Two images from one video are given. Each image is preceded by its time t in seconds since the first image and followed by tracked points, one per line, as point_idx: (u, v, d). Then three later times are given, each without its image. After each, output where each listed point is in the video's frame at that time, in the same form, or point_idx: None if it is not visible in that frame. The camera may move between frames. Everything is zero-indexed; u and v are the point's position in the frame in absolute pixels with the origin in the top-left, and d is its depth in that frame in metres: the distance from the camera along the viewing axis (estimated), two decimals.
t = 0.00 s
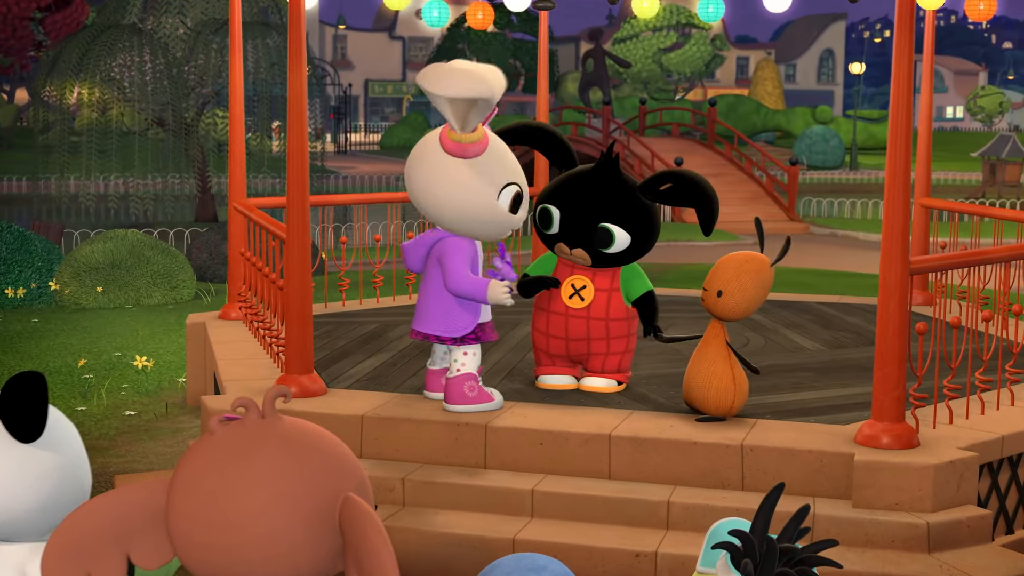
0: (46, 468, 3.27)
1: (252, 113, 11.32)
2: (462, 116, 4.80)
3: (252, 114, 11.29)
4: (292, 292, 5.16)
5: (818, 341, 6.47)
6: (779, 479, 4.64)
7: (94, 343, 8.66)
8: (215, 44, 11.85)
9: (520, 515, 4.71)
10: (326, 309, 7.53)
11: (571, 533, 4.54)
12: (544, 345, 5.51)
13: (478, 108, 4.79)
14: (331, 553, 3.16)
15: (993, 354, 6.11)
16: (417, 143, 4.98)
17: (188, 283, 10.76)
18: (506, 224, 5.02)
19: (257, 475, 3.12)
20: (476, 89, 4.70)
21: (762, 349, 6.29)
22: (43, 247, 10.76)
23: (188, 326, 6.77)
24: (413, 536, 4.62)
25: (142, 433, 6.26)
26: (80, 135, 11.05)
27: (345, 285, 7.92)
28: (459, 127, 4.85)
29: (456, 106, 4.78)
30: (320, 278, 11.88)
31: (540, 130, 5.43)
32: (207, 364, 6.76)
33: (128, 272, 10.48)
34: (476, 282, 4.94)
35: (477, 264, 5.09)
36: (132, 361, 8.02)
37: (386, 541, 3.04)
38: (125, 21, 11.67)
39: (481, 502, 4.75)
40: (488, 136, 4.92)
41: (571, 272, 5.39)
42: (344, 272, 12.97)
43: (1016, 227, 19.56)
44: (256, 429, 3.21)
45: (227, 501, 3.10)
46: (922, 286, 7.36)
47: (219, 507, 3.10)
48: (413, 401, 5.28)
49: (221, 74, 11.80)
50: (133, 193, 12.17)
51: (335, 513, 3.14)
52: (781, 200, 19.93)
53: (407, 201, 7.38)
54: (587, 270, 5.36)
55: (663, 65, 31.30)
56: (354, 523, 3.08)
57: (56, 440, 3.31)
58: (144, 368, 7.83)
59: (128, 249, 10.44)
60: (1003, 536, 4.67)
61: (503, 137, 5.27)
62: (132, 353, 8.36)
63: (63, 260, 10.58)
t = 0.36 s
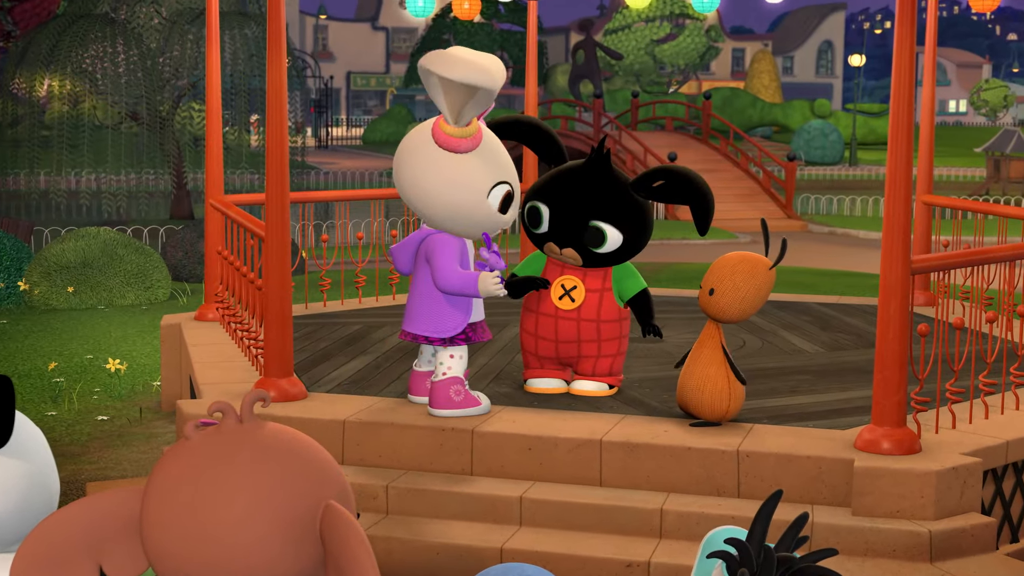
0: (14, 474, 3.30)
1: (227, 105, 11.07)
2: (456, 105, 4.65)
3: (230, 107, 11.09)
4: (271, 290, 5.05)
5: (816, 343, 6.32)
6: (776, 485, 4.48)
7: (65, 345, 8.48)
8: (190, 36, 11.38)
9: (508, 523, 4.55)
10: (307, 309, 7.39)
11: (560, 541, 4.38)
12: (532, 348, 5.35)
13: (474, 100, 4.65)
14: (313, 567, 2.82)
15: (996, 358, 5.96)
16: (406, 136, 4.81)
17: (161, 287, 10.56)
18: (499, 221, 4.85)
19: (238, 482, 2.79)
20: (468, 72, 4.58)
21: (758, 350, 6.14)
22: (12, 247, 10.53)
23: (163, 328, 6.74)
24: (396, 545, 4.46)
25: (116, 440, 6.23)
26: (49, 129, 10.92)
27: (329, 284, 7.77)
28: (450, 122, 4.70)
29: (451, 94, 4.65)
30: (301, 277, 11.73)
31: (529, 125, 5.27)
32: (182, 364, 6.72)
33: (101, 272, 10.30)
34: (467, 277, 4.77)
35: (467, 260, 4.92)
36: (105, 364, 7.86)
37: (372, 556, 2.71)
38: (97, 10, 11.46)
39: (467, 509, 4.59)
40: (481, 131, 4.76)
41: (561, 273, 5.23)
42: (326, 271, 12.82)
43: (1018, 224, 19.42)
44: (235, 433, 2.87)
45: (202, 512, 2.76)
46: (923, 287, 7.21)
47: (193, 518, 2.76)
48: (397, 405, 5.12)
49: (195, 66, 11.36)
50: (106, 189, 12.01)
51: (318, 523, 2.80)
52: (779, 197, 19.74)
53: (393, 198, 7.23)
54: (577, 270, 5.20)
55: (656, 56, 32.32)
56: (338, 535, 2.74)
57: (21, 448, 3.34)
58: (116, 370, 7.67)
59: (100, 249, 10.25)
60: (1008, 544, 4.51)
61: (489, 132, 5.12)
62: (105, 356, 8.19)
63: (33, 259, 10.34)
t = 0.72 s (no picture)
0: (6, 476, 3.33)
1: (222, 103, 11.03)
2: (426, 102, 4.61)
3: (224, 105, 11.06)
4: (265, 290, 5.01)
5: (815, 343, 6.29)
6: (776, 487, 4.44)
7: (58, 346, 8.43)
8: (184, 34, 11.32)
9: (504, 526, 4.51)
10: (302, 309, 7.35)
11: (559, 543, 4.34)
12: (529, 347, 5.31)
13: (446, 95, 4.58)
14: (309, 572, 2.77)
15: (995, 360, 5.94)
16: (386, 136, 4.78)
17: (155, 287, 10.50)
18: (488, 213, 4.83)
19: (232, 483, 2.74)
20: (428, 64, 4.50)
21: (757, 351, 6.10)
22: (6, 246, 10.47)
23: (157, 328, 6.67)
24: (393, 548, 4.42)
25: (110, 442, 6.18)
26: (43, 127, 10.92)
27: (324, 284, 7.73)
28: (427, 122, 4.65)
29: (421, 93, 4.59)
30: (296, 278, 11.68)
31: (526, 123, 5.24)
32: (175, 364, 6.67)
33: (95, 272, 10.25)
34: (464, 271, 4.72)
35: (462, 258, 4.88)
36: (98, 365, 7.80)
37: (367, 559, 2.67)
38: (91, 8, 11.46)
39: (463, 512, 4.55)
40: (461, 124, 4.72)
41: (559, 272, 5.20)
42: (321, 271, 12.76)
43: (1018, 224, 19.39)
44: (229, 434, 2.82)
45: (196, 513, 2.71)
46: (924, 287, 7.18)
47: (188, 520, 2.71)
48: (393, 405, 5.08)
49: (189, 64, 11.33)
50: (99, 188, 11.91)
51: (313, 525, 2.75)
52: (778, 195, 19.71)
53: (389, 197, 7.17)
54: (574, 269, 5.17)
55: (654, 54, 32.27)
56: (334, 537, 2.69)
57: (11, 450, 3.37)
58: (110, 371, 7.62)
59: (94, 249, 10.21)
60: (1008, 546, 4.48)
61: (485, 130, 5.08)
62: (97, 357, 8.14)
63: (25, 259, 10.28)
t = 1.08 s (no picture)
0: (7, 476, 3.28)
1: (222, 103, 11.02)
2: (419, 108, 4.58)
3: (225, 105, 11.08)
4: (265, 291, 5.01)
5: (815, 343, 6.29)
6: (777, 488, 4.43)
7: (58, 346, 8.43)
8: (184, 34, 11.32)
9: (505, 526, 4.51)
10: (302, 309, 7.35)
11: (559, 543, 4.34)
12: (527, 347, 5.32)
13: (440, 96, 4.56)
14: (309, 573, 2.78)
15: (994, 360, 5.94)
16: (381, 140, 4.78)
17: (154, 287, 10.49)
18: (486, 213, 4.83)
19: (232, 484, 2.74)
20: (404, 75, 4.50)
21: (757, 351, 6.10)
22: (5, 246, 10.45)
23: (157, 328, 6.68)
24: (393, 548, 4.42)
25: (110, 443, 6.18)
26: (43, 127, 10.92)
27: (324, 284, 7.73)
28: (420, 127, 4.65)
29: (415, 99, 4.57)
30: (295, 278, 11.68)
31: (524, 126, 5.24)
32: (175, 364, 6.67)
33: (94, 271, 10.25)
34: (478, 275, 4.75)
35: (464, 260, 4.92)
36: (98, 365, 7.80)
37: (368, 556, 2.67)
38: (91, 8, 11.46)
39: (463, 512, 4.55)
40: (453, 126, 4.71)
41: (553, 271, 5.21)
42: (321, 271, 12.77)
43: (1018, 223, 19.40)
44: (229, 434, 2.82)
45: (197, 513, 2.71)
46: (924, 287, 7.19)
47: (187, 520, 2.71)
48: (393, 405, 5.07)
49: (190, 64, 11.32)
50: (99, 188, 11.91)
51: (314, 524, 2.76)
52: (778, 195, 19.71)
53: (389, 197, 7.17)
54: (568, 269, 5.17)
55: (653, 54, 32.30)
56: (335, 537, 2.69)
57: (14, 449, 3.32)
58: (111, 371, 7.63)
59: (93, 248, 10.20)
60: (1008, 546, 4.48)
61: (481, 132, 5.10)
62: (98, 357, 8.13)
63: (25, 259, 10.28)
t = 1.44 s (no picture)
0: (10, 474, 3.27)
1: (222, 103, 11.02)
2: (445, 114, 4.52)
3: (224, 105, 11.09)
4: (265, 291, 5.01)
5: (815, 343, 6.29)
6: (776, 488, 4.43)
7: (58, 346, 8.43)
8: (183, 33, 11.32)
9: (505, 526, 4.51)
10: (303, 309, 7.35)
11: (560, 543, 4.34)
12: (524, 348, 5.33)
13: (471, 109, 4.49)
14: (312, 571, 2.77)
15: (994, 360, 5.94)
16: (402, 144, 4.70)
17: (154, 287, 10.49)
18: (500, 224, 4.81)
19: (234, 482, 2.73)
20: (440, 80, 4.40)
21: (757, 351, 6.11)
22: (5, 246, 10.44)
23: (157, 328, 6.68)
24: (393, 547, 4.42)
25: (110, 442, 6.17)
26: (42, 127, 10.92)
27: (324, 284, 7.73)
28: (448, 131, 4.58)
29: (444, 106, 4.51)
30: (296, 277, 11.68)
31: (522, 128, 5.25)
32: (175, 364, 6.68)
33: (94, 271, 10.26)
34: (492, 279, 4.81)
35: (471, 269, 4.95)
36: (98, 365, 7.80)
37: (370, 551, 2.68)
38: (91, 8, 11.46)
39: (464, 512, 4.55)
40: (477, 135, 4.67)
41: (546, 273, 5.23)
42: (321, 271, 12.77)
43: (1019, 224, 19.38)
44: (231, 432, 2.81)
45: (197, 513, 2.70)
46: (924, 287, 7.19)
47: (188, 519, 2.70)
48: (392, 406, 5.07)
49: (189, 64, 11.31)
50: (99, 188, 11.91)
51: (316, 523, 2.75)
52: (778, 196, 19.71)
53: (389, 196, 7.16)
54: (560, 270, 5.18)
55: (653, 54, 32.29)
56: (336, 536, 2.69)
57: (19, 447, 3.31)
58: (111, 371, 7.62)
59: (93, 248, 10.20)
60: (1008, 546, 4.48)
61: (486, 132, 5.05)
62: (97, 357, 8.14)
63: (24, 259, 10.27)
